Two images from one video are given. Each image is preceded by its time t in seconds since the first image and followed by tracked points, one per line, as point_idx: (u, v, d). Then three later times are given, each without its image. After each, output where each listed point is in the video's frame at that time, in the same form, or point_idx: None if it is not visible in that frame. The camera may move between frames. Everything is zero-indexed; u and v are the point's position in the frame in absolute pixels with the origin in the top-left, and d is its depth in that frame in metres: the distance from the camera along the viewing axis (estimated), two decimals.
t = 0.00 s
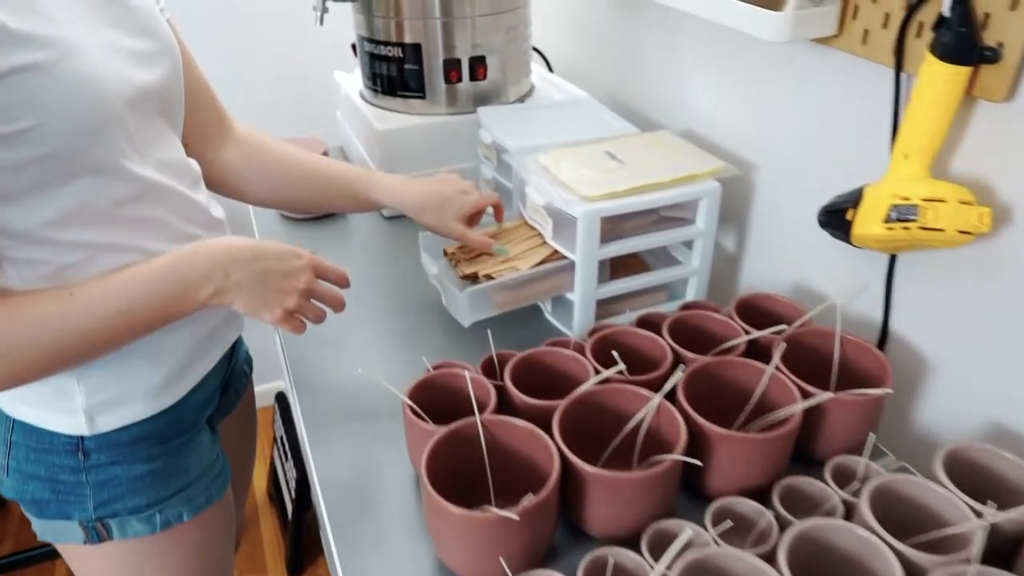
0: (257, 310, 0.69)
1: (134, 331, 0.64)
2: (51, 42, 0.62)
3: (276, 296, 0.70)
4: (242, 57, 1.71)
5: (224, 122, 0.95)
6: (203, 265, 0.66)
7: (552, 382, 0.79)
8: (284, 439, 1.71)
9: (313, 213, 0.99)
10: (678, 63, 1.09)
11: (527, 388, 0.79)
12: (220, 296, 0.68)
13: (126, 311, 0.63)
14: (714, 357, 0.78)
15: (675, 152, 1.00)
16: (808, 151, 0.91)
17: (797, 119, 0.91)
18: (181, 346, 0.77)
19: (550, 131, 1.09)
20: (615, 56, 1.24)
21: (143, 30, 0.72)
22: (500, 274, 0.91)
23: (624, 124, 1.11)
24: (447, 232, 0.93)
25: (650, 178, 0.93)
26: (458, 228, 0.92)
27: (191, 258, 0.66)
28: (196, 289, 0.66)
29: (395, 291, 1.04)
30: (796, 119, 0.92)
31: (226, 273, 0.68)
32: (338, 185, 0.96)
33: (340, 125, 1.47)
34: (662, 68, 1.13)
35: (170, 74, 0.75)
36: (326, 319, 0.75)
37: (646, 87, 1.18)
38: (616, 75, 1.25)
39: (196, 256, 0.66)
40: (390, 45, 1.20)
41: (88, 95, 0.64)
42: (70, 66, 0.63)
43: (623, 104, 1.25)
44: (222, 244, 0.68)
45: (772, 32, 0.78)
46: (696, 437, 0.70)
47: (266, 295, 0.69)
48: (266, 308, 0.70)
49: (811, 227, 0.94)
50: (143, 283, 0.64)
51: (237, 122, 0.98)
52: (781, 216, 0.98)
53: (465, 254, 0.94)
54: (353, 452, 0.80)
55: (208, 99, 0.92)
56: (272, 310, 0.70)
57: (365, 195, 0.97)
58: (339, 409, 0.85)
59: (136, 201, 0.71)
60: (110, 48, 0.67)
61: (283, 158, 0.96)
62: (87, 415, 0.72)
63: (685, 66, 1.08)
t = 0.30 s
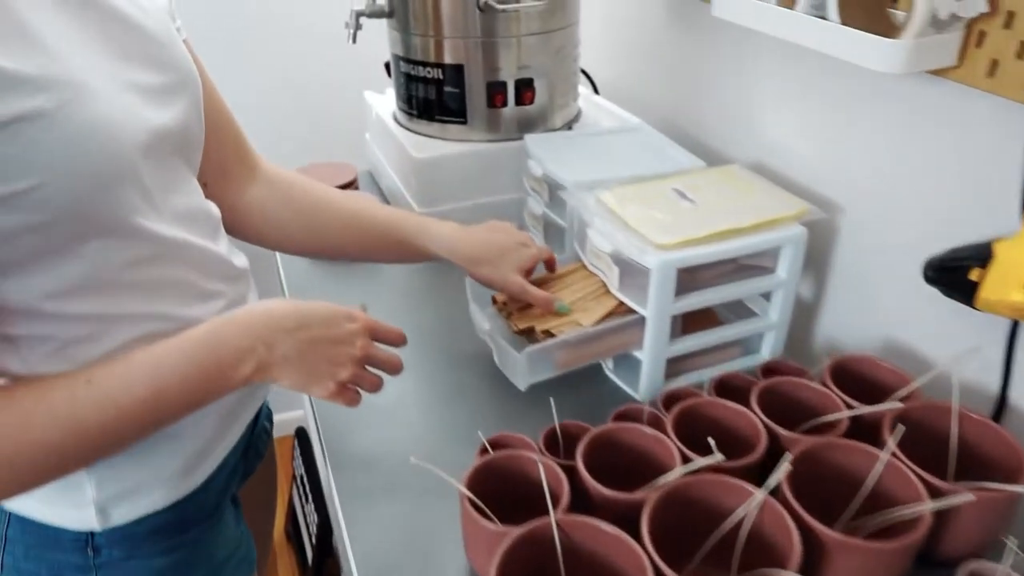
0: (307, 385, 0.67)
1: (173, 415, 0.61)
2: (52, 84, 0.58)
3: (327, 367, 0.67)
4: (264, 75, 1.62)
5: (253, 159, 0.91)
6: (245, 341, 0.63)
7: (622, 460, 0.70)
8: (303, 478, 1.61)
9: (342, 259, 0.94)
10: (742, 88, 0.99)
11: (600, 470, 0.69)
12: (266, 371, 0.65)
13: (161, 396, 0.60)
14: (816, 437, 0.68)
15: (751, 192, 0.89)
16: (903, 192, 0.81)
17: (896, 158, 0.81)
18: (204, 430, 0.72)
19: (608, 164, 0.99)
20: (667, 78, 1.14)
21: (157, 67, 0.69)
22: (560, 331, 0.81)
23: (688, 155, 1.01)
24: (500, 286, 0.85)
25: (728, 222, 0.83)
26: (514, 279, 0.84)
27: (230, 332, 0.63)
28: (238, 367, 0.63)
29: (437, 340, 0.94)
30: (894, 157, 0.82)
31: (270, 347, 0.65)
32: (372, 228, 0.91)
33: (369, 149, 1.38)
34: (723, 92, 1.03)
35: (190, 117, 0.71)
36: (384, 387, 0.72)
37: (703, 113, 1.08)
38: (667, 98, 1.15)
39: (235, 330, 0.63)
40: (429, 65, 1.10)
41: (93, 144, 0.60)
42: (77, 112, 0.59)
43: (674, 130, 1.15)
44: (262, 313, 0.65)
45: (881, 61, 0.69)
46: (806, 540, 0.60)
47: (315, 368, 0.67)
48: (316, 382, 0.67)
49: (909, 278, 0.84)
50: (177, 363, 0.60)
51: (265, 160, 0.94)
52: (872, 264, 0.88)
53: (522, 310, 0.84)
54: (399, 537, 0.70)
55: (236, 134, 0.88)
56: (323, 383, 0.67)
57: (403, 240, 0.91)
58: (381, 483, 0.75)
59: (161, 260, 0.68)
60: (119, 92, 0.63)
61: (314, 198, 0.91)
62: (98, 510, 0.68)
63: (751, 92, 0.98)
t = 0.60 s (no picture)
0: (359, 464, 0.60)
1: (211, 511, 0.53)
2: (26, 135, 0.49)
3: (378, 442, 0.61)
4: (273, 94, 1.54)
5: (255, 198, 0.82)
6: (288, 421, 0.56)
7: (690, 552, 0.61)
8: (308, 521, 1.51)
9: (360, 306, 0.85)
10: (815, 119, 0.90)
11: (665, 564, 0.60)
12: (314, 451, 0.58)
13: (197, 491, 0.52)
14: (916, 529, 0.60)
15: (817, 234, 0.80)
16: (1008, 240, 0.72)
17: (991, 200, 0.72)
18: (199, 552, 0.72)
19: (652, 200, 0.90)
20: (723, 105, 1.06)
21: (145, 103, 0.60)
22: (612, 395, 0.70)
23: (742, 191, 0.92)
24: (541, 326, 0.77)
25: (798, 271, 0.73)
26: (557, 319, 0.76)
27: (270, 411, 0.55)
28: (282, 450, 0.55)
29: (466, 397, 0.85)
30: (990, 200, 0.73)
31: (316, 427, 0.57)
32: (395, 267, 0.82)
33: (383, 175, 1.28)
34: (790, 123, 0.94)
35: (183, 160, 0.63)
36: (442, 454, 0.65)
37: (764, 145, 0.99)
38: (723, 127, 1.07)
39: (275, 408, 0.56)
40: (451, 88, 1.01)
41: (73, 203, 0.51)
42: (52, 163, 0.50)
43: (730, 162, 1.07)
44: (306, 386, 0.58)
45: (999, 91, 0.59)
46: None
47: (366, 445, 0.60)
48: (368, 459, 0.60)
49: (1001, 335, 0.75)
50: (210, 451, 0.53)
51: (268, 198, 0.84)
52: (955, 316, 0.79)
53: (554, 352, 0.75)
54: None
55: (236, 170, 0.79)
56: (375, 460, 0.61)
57: (430, 279, 0.82)
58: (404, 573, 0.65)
59: (153, 337, 0.60)
60: (105, 141, 0.55)
61: (326, 238, 0.82)
62: None
63: (824, 123, 0.89)
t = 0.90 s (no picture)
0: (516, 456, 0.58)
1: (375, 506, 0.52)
2: None
3: (543, 434, 0.58)
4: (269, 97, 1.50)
5: (228, 209, 0.77)
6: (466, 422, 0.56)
7: None
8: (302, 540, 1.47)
9: (346, 321, 0.81)
10: (838, 125, 0.86)
11: None
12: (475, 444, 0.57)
13: (368, 477, 0.51)
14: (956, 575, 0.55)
15: (840, 249, 0.75)
16: None
17: None
18: None
19: (663, 211, 0.85)
20: (739, 110, 1.01)
21: (106, 114, 0.56)
22: (626, 422, 0.65)
23: (758, 201, 0.87)
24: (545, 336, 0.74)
25: (822, 289, 0.69)
26: (562, 331, 0.74)
27: (436, 403, 0.55)
28: (445, 445, 0.55)
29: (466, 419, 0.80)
30: None
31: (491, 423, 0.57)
32: (381, 278, 0.77)
33: (379, 181, 1.23)
34: (811, 129, 0.89)
35: (145, 172, 0.58)
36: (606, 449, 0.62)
37: (784, 152, 0.94)
38: (738, 133, 1.02)
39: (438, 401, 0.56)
40: (450, 91, 0.96)
41: (30, 226, 0.46)
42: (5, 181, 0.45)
43: (746, 170, 1.02)
44: (467, 381, 0.58)
45: None
46: None
47: (529, 436, 0.58)
48: (530, 450, 0.58)
49: None
50: (389, 440, 0.52)
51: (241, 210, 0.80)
52: (987, 335, 0.74)
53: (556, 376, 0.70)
54: None
55: (206, 181, 0.74)
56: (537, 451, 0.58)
57: (418, 289, 0.78)
58: None
59: (123, 372, 0.56)
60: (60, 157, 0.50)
61: (306, 249, 0.78)
62: None
63: (849, 129, 0.84)
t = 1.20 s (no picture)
0: (562, 419, 0.60)
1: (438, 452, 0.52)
2: None
3: (584, 398, 0.61)
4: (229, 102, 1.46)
5: (180, 210, 0.72)
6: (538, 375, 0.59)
7: None
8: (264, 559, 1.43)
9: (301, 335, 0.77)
10: (809, 128, 0.83)
11: None
12: (530, 401, 0.59)
13: (432, 419, 0.51)
14: None
15: (808, 254, 0.73)
16: None
17: (1001, 214, 0.66)
18: None
19: (629, 217, 0.83)
20: (708, 112, 0.98)
21: (28, 122, 0.52)
22: (588, 441, 0.62)
23: (726, 205, 0.85)
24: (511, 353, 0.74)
25: (790, 297, 0.66)
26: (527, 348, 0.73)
27: (490, 359, 0.57)
28: (505, 398, 0.56)
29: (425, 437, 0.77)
30: (1005, 214, 0.66)
31: (557, 378, 0.60)
32: (343, 290, 0.74)
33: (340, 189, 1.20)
34: (781, 131, 0.87)
35: (71, 182, 0.55)
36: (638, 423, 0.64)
37: (753, 155, 0.92)
38: (707, 136, 0.99)
39: (493, 359, 0.57)
40: (409, 95, 0.92)
41: None
42: None
43: (715, 173, 0.99)
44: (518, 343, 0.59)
45: None
46: None
47: (575, 398, 0.61)
48: (575, 413, 0.60)
49: (1014, 363, 0.67)
50: (453, 387, 0.53)
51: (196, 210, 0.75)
52: (961, 341, 0.72)
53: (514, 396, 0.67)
54: None
55: (155, 183, 0.70)
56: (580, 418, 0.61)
57: (380, 303, 0.74)
58: None
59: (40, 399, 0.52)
60: None
61: (266, 254, 0.73)
62: None
63: (819, 131, 0.82)
